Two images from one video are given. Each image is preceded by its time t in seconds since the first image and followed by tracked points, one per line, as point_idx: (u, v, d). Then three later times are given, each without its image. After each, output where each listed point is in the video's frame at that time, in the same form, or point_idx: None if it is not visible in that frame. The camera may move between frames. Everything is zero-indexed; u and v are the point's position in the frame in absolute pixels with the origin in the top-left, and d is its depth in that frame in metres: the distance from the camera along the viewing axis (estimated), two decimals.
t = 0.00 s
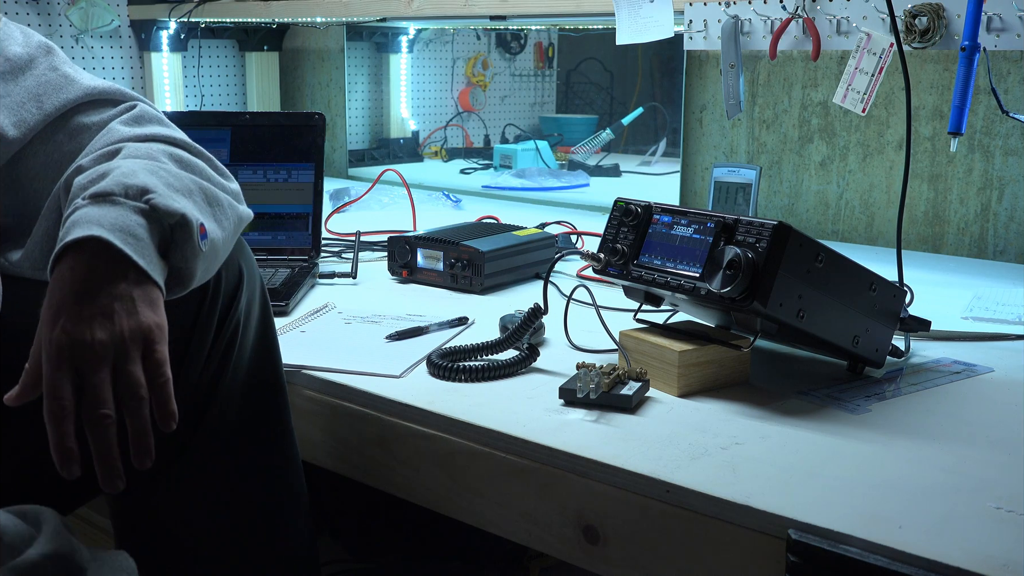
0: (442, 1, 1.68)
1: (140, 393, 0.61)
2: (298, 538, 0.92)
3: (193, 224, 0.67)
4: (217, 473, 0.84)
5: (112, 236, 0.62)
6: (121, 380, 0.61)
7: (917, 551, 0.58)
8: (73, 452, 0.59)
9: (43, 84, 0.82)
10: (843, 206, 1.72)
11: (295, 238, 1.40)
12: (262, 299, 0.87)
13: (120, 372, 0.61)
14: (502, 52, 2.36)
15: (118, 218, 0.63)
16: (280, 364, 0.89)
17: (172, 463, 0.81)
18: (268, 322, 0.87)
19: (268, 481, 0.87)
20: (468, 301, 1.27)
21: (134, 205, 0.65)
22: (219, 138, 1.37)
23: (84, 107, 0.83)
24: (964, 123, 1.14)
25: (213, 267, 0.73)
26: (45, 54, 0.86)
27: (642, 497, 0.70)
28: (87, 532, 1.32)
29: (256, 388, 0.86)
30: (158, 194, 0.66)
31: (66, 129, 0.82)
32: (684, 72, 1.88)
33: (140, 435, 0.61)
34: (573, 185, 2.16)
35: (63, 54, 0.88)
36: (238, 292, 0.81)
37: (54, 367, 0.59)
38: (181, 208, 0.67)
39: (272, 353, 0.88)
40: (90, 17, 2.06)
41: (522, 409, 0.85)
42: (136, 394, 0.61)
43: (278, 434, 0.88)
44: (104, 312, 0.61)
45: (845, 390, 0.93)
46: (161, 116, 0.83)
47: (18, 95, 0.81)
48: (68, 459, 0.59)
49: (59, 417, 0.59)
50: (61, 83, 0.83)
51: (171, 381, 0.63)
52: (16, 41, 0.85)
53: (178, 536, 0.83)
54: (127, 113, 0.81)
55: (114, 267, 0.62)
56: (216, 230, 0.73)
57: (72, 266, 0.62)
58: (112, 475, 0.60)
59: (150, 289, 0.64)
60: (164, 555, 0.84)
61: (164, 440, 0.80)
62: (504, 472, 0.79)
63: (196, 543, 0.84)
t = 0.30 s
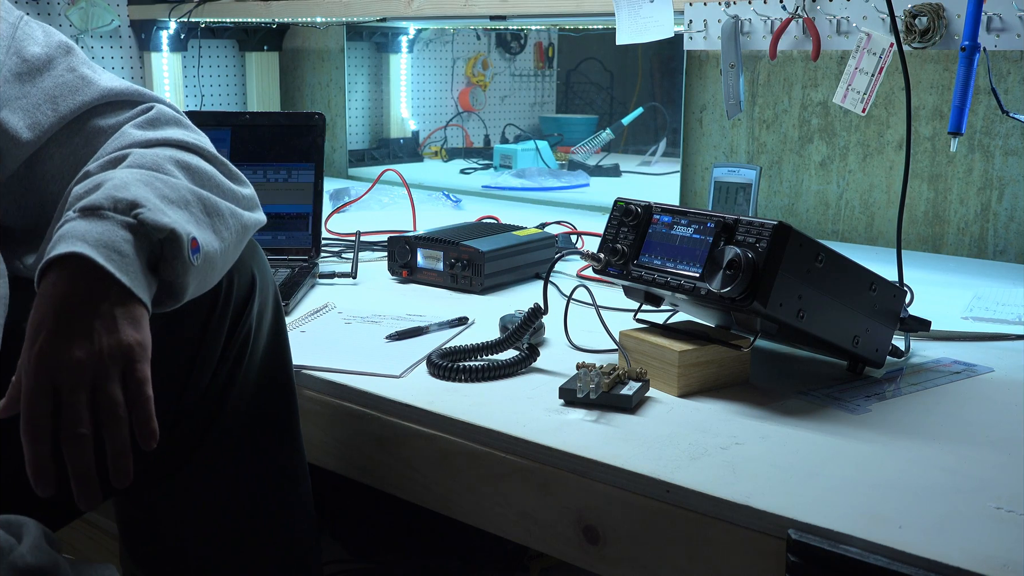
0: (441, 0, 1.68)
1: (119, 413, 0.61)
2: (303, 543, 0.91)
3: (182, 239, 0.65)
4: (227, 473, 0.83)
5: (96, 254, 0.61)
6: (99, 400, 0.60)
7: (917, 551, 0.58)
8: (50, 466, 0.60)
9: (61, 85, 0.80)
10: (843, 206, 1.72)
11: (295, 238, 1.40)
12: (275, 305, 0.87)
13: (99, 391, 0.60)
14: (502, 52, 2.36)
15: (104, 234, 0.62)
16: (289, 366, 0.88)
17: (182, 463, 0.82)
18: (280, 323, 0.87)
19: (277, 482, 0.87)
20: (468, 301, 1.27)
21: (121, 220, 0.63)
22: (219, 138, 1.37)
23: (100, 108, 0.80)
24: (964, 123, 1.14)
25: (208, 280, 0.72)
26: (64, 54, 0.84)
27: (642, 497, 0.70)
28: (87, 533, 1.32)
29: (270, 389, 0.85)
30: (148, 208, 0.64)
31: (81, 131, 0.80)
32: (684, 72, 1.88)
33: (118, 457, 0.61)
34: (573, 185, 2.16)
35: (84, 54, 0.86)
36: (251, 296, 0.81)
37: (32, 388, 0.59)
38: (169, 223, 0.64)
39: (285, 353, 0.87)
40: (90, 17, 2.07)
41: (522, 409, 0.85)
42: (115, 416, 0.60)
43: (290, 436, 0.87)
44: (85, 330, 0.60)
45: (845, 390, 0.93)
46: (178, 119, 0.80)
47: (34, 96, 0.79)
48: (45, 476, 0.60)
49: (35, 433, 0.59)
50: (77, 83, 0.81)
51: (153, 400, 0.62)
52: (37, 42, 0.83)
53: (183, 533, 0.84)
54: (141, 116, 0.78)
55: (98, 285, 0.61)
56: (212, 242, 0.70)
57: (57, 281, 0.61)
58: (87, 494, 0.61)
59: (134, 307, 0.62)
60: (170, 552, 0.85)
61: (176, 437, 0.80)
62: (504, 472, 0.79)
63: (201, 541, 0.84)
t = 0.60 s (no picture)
0: (441, 0, 1.68)
1: (115, 408, 0.60)
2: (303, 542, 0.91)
3: (177, 237, 0.65)
4: (223, 473, 0.83)
5: (91, 251, 0.61)
6: (94, 396, 0.60)
7: (918, 551, 0.58)
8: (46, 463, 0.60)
9: (56, 85, 0.80)
10: (843, 206, 1.72)
11: (295, 238, 1.40)
12: (271, 300, 0.87)
13: (93, 387, 0.60)
14: (502, 52, 2.36)
15: (99, 231, 0.62)
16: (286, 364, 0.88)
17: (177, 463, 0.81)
18: (275, 321, 0.87)
19: (275, 480, 0.87)
20: (468, 301, 1.27)
21: (116, 217, 0.63)
22: (219, 138, 1.37)
23: (97, 108, 0.80)
24: (964, 123, 1.14)
25: (203, 276, 0.72)
26: (59, 53, 0.84)
27: (642, 497, 0.70)
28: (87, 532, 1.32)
29: (265, 388, 0.85)
30: (143, 205, 0.65)
31: (78, 131, 0.80)
32: (684, 72, 1.88)
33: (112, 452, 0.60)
34: (573, 185, 2.16)
35: (78, 53, 0.86)
36: (246, 291, 0.81)
37: (27, 382, 0.59)
38: (164, 221, 0.65)
39: (281, 350, 0.87)
40: (90, 17, 2.07)
41: (522, 409, 0.85)
42: (110, 409, 0.60)
43: (287, 433, 0.87)
44: (79, 326, 0.60)
45: (845, 390, 0.93)
46: (173, 117, 0.80)
47: (30, 95, 0.79)
48: (39, 471, 0.59)
49: (29, 429, 0.59)
50: (73, 83, 0.81)
51: (147, 397, 0.62)
52: (31, 40, 0.83)
53: (183, 530, 0.85)
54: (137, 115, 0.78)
55: (92, 281, 0.61)
56: (206, 240, 0.71)
57: (51, 278, 0.61)
58: (83, 488, 0.60)
59: (129, 304, 0.62)
60: (170, 547, 0.86)
61: (172, 438, 0.80)
62: (504, 472, 0.79)
63: (199, 539, 0.85)
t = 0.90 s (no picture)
0: (442, 0, 1.68)
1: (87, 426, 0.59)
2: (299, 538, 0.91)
3: (169, 254, 0.64)
4: (219, 469, 0.84)
5: (84, 270, 0.59)
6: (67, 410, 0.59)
7: (917, 551, 0.58)
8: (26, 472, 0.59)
9: (54, 75, 0.80)
10: (843, 206, 1.72)
11: (295, 238, 1.40)
12: (267, 294, 0.86)
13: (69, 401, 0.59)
14: (502, 52, 2.36)
15: (92, 248, 0.60)
16: (284, 365, 0.89)
17: (172, 460, 0.81)
18: (270, 319, 0.87)
19: (271, 477, 0.87)
20: (468, 301, 1.27)
21: (110, 235, 0.61)
22: (219, 138, 1.37)
23: (94, 100, 0.80)
24: (964, 123, 1.14)
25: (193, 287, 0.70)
26: (58, 42, 0.83)
27: (642, 497, 0.70)
28: (86, 532, 1.32)
29: (258, 387, 0.85)
30: (136, 222, 0.63)
31: (74, 123, 0.80)
32: (684, 72, 1.88)
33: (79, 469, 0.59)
34: (573, 185, 2.16)
35: (78, 42, 0.85)
36: (240, 286, 0.81)
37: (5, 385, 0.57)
38: (157, 239, 0.63)
39: (275, 346, 0.87)
40: (90, 17, 2.07)
41: (522, 409, 0.85)
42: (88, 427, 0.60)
43: (281, 430, 0.88)
44: (64, 340, 0.59)
45: (845, 390, 0.93)
46: (169, 112, 0.80)
47: (27, 86, 0.79)
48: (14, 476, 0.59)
49: None
50: (70, 73, 0.80)
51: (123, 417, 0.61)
52: (30, 28, 0.83)
53: (181, 533, 0.84)
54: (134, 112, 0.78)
55: (83, 300, 0.59)
56: (198, 253, 0.69)
57: (43, 291, 0.59)
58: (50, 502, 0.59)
59: (117, 323, 0.61)
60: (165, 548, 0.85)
61: (167, 438, 0.80)
62: (504, 472, 0.79)
63: (195, 539, 0.85)
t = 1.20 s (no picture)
0: (442, 0, 1.68)
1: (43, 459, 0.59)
2: (296, 534, 0.91)
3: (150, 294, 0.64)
4: (215, 464, 0.84)
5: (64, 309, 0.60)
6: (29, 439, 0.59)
7: (917, 551, 0.58)
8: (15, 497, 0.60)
9: (49, 60, 0.79)
10: (843, 206, 1.72)
11: (295, 238, 1.40)
12: (262, 290, 0.86)
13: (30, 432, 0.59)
14: (502, 52, 2.36)
15: (73, 291, 0.61)
16: (281, 364, 0.88)
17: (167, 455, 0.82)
18: (269, 318, 0.86)
19: (268, 477, 0.87)
20: (467, 301, 1.27)
21: (93, 276, 0.62)
22: (219, 138, 1.37)
23: (89, 88, 0.79)
24: (964, 123, 1.14)
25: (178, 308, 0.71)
26: (56, 23, 0.82)
27: (642, 497, 0.70)
28: (86, 532, 1.32)
29: (256, 387, 0.85)
30: (119, 262, 0.63)
31: (68, 111, 0.79)
32: (684, 73, 1.88)
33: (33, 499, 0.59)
34: (573, 185, 2.16)
35: (77, 25, 0.84)
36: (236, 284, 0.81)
37: None
38: (139, 279, 0.63)
39: (274, 344, 0.87)
40: (91, 17, 2.07)
41: (523, 409, 0.85)
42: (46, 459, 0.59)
43: (280, 428, 0.88)
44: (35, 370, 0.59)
45: (845, 390, 0.93)
46: (165, 107, 0.80)
47: (22, 70, 0.79)
48: None
49: None
50: (66, 59, 0.79)
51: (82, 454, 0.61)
52: (27, 7, 0.82)
53: (178, 531, 0.84)
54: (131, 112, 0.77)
55: (60, 340, 0.60)
56: (183, 282, 0.69)
57: (21, 325, 0.60)
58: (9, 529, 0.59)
59: (90, 363, 0.61)
60: (162, 544, 0.85)
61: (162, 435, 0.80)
62: (504, 472, 0.79)
63: (192, 535, 0.85)
